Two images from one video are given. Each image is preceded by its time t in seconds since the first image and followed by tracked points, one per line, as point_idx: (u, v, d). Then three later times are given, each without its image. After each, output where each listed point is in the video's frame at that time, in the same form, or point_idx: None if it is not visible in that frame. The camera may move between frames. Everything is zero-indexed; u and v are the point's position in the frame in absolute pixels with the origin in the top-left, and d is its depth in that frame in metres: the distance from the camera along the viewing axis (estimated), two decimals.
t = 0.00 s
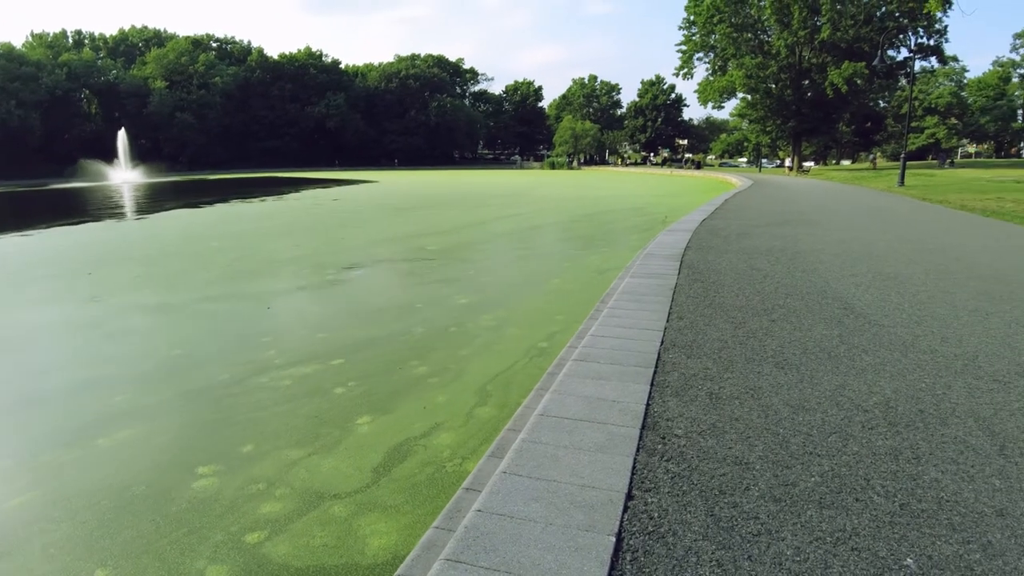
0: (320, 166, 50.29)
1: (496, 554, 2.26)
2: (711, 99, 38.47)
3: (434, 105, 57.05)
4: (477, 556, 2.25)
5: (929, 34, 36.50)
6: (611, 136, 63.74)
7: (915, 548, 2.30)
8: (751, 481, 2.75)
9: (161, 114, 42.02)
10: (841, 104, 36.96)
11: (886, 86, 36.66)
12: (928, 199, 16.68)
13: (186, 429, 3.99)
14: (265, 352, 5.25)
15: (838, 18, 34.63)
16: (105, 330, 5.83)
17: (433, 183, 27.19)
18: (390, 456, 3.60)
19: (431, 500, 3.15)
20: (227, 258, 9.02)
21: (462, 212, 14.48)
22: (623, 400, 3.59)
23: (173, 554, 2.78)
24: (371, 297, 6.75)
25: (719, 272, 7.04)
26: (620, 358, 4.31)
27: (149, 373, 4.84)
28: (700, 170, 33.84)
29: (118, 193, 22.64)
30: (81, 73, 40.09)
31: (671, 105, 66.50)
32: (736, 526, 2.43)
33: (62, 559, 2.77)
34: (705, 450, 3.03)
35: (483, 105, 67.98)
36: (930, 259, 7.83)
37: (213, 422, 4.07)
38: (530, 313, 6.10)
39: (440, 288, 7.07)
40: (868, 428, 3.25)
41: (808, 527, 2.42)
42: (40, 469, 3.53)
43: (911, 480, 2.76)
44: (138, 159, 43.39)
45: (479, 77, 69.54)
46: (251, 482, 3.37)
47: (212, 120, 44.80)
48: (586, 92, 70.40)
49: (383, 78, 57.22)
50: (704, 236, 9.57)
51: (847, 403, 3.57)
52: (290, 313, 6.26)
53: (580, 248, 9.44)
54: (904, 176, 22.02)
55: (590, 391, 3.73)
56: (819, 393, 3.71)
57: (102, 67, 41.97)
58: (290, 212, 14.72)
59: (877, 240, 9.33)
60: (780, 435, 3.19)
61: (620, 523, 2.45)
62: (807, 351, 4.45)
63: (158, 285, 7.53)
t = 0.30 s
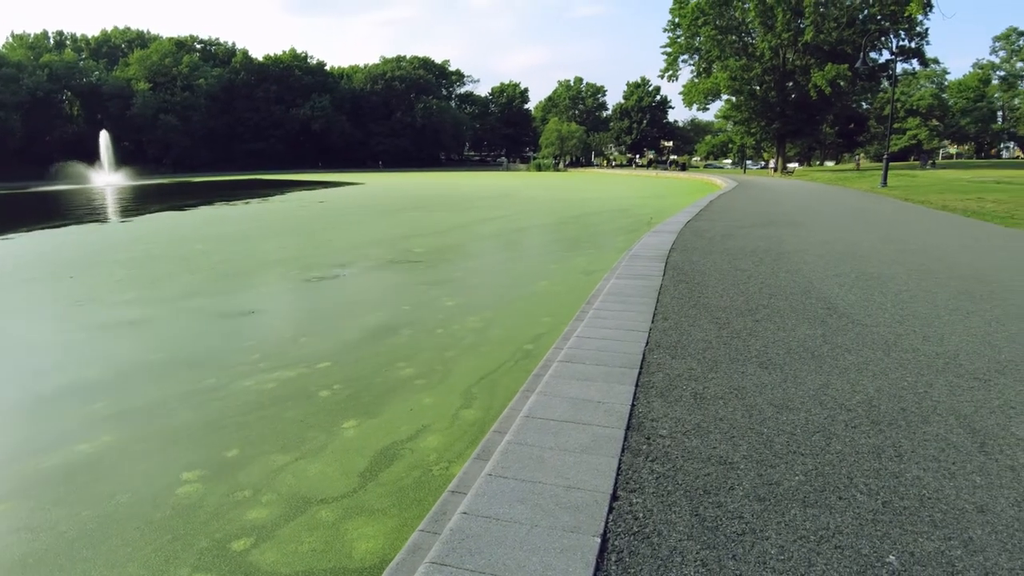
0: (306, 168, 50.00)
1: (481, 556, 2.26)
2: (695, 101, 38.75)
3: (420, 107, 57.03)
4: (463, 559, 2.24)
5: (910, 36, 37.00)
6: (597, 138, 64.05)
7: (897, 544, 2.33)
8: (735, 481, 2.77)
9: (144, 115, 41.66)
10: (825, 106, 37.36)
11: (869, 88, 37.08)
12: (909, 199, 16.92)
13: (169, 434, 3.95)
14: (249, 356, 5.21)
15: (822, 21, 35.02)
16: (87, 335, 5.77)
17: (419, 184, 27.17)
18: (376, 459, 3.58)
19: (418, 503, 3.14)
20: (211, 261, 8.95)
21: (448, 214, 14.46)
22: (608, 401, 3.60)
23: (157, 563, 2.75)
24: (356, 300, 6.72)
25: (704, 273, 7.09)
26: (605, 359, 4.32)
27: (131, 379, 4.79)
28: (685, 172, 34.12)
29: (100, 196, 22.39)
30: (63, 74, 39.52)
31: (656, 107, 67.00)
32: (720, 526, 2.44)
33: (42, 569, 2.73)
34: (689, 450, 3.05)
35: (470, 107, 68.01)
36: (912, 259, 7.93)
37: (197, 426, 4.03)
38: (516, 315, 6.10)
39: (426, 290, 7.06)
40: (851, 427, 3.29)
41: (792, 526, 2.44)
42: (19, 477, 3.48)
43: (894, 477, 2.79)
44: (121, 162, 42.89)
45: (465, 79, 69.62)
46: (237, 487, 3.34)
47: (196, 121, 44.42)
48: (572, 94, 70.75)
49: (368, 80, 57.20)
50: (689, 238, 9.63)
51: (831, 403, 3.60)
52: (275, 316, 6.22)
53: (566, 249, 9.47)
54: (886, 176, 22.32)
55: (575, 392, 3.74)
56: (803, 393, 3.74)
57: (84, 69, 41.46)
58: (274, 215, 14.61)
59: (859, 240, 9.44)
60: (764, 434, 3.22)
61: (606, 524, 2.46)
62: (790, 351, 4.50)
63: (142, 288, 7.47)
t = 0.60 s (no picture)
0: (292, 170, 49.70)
1: (469, 558, 2.25)
2: (682, 103, 38.93)
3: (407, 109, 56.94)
4: (451, 561, 2.24)
5: (894, 39, 37.43)
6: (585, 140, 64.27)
7: (884, 542, 2.35)
8: (721, 480, 2.79)
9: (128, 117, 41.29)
10: (810, 107, 37.63)
11: (853, 90, 37.46)
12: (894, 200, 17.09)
13: (155, 438, 3.91)
14: (235, 359, 5.16)
15: (807, 23, 35.42)
16: (71, 339, 5.70)
17: (407, 186, 27.12)
18: (364, 462, 3.57)
19: (406, 506, 3.13)
20: (197, 264, 8.87)
21: (436, 215, 14.43)
22: (596, 402, 3.61)
23: (141, 568, 2.71)
24: (343, 302, 6.69)
25: (690, 274, 7.12)
26: (594, 360, 4.33)
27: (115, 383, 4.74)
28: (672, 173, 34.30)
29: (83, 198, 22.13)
30: (46, 75, 38.81)
31: (643, 109, 67.37)
32: (707, 525, 2.46)
33: None
34: (677, 450, 3.06)
35: (457, 108, 67.99)
36: (896, 259, 8.01)
37: (182, 431, 3.99)
38: (503, 317, 6.10)
39: (414, 292, 7.05)
40: (837, 426, 3.31)
41: (779, 525, 2.46)
42: None
43: (880, 475, 2.82)
44: (105, 164, 42.42)
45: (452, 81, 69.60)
46: (223, 492, 3.31)
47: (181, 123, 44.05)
48: (560, 95, 71.00)
49: (355, 81, 57.05)
50: (676, 238, 9.69)
51: (817, 401, 3.63)
52: (262, 319, 6.19)
53: (554, 251, 9.49)
54: (871, 177, 22.54)
55: (563, 394, 3.74)
56: (789, 392, 3.78)
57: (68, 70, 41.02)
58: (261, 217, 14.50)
59: (844, 241, 9.54)
60: (751, 434, 3.24)
61: (594, 524, 2.46)
62: (777, 350, 4.53)
63: (127, 291, 7.39)
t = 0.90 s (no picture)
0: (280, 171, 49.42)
1: (455, 559, 2.25)
2: (670, 104, 39.10)
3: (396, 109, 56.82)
4: (436, 562, 2.23)
5: (879, 40, 37.78)
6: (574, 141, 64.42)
7: (870, 539, 2.37)
8: (708, 479, 2.80)
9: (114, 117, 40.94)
10: (797, 108, 37.94)
11: (839, 90, 37.75)
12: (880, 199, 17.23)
13: (138, 441, 3.86)
14: (220, 361, 5.12)
15: (793, 24, 35.74)
16: (54, 341, 5.63)
17: (396, 187, 27.09)
18: (351, 464, 3.55)
19: (392, 508, 3.12)
20: (183, 266, 8.80)
21: (425, 216, 14.40)
22: (583, 402, 3.61)
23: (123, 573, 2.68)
24: (330, 304, 6.66)
25: (678, 273, 7.16)
26: (581, 360, 4.33)
27: (98, 386, 4.68)
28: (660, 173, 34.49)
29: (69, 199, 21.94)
30: (30, 75, 38.40)
31: (631, 109, 67.69)
32: (695, 524, 2.46)
33: None
34: (664, 450, 3.06)
35: (446, 109, 67.99)
36: (882, 258, 8.08)
37: (167, 435, 3.95)
38: (492, 318, 6.10)
39: (402, 293, 7.02)
40: (824, 424, 3.34)
41: (766, 523, 2.47)
42: None
43: (866, 473, 2.84)
44: (90, 165, 42.01)
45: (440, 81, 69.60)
46: (208, 495, 3.29)
47: (168, 124, 43.66)
48: (547, 96, 71.26)
49: (343, 82, 56.92)
50: (664, 238, 9.74)
51: (803, 400, 3.66)
52: (248, 321, 6.15)
53: (542, 251, 9.50)
54: (857, 177, 22.75)
55: (550, 393, 3.74)
56: (775, 390, 3.80)
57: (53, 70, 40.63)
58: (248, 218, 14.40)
59: (831, 240, 9.61)
60: (739, 432, 3.25)
61: (581, 524, 2.46)
62: (764, 349, 4.56)
63: (112, 294, 7.32)
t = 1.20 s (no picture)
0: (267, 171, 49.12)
1: (444, 561, 2.24)
2: (658, 104, 39.27)
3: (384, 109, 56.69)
4: (425, 564, 2.22)
5: (865, 40, 38.13)
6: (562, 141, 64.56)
7: (857, 536, 2.39)
8: (697, 478, 2.81)
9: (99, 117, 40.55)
10: (783, 108, 38.20)
11: (825, 90, 38.05)
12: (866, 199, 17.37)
13: (124, 445, 3.82)
14: (207, 363, 5.08)
15: (780, 25, 36.07)
16: (37, 344, 5.55)
17: (384, 186, 27.03)
18: (338, 467, 3.53)
19: (381, 510, 3.11)
20: (169, 267, 8.72)
21: (413, 216, 14.36)
22: (572, 401, 3.62)
23: None
24: (318, 305, 6.62)
25: (666, 273, 7.18)
26: (570, 360, 4.33)
27: (83, 389, 4.62)
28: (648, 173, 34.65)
29: (54, 200, 21.70)
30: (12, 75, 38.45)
31: (619, 109, 67.95)
32: (684, 523, 2.47)
33: None
34: (652, 448, 3.07)
35: (434, 108, 67.91)
36: (868, 256, 8.14)
37: (153, 437, 3.91)
38: (482, 318, 6.09)
39: (391, 294, 7.00)
40: (811, 422, 3.36)
41: (755, 521, 2.48)
42: None
43: (854, 470, 2.87)
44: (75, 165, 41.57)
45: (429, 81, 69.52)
46: (195, 498, 3.26)
47: (154, 124, 43.26)
48: (536, 96, 71.33)
49: (331, 82, 56.71)
50: (652, 238, 9.77)
51: (791, 398, 3.68)
52: (236, 322, 6.10)
53: (531, 251, 9.51)
54: (842, 176, 22.95)
55: (539, 393, 3.74)
56: (763, 388, 3.83)
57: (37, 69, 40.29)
58: (235, 219, 14.30)
59: (818, 239, 9.67)
60: (727, 431, 3.27)
61: (570, 524, 2.46)
62: (752, 347, 4.59)
63: (97, 296, 7.24)
